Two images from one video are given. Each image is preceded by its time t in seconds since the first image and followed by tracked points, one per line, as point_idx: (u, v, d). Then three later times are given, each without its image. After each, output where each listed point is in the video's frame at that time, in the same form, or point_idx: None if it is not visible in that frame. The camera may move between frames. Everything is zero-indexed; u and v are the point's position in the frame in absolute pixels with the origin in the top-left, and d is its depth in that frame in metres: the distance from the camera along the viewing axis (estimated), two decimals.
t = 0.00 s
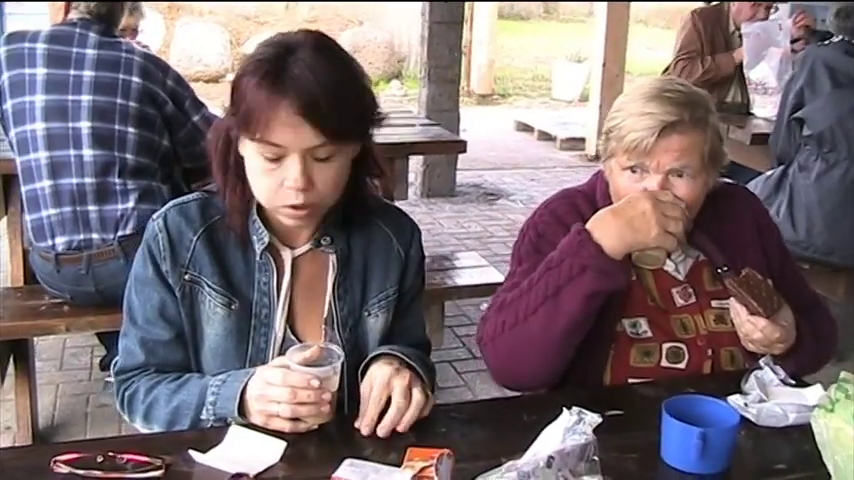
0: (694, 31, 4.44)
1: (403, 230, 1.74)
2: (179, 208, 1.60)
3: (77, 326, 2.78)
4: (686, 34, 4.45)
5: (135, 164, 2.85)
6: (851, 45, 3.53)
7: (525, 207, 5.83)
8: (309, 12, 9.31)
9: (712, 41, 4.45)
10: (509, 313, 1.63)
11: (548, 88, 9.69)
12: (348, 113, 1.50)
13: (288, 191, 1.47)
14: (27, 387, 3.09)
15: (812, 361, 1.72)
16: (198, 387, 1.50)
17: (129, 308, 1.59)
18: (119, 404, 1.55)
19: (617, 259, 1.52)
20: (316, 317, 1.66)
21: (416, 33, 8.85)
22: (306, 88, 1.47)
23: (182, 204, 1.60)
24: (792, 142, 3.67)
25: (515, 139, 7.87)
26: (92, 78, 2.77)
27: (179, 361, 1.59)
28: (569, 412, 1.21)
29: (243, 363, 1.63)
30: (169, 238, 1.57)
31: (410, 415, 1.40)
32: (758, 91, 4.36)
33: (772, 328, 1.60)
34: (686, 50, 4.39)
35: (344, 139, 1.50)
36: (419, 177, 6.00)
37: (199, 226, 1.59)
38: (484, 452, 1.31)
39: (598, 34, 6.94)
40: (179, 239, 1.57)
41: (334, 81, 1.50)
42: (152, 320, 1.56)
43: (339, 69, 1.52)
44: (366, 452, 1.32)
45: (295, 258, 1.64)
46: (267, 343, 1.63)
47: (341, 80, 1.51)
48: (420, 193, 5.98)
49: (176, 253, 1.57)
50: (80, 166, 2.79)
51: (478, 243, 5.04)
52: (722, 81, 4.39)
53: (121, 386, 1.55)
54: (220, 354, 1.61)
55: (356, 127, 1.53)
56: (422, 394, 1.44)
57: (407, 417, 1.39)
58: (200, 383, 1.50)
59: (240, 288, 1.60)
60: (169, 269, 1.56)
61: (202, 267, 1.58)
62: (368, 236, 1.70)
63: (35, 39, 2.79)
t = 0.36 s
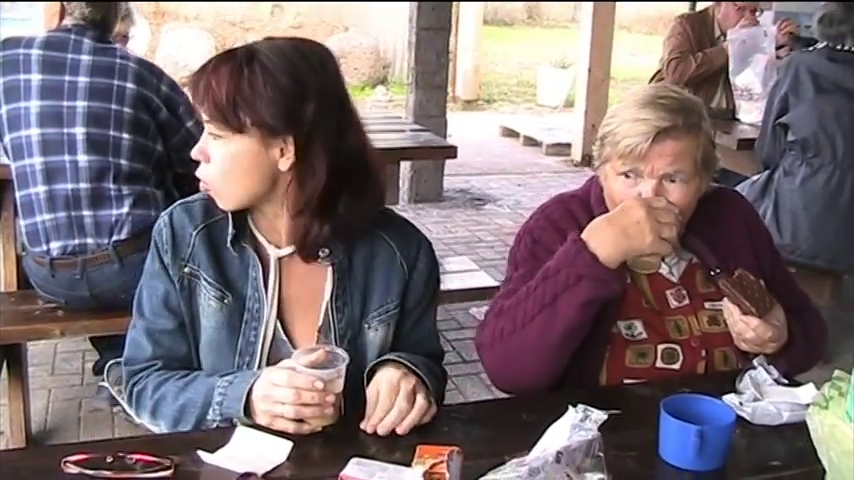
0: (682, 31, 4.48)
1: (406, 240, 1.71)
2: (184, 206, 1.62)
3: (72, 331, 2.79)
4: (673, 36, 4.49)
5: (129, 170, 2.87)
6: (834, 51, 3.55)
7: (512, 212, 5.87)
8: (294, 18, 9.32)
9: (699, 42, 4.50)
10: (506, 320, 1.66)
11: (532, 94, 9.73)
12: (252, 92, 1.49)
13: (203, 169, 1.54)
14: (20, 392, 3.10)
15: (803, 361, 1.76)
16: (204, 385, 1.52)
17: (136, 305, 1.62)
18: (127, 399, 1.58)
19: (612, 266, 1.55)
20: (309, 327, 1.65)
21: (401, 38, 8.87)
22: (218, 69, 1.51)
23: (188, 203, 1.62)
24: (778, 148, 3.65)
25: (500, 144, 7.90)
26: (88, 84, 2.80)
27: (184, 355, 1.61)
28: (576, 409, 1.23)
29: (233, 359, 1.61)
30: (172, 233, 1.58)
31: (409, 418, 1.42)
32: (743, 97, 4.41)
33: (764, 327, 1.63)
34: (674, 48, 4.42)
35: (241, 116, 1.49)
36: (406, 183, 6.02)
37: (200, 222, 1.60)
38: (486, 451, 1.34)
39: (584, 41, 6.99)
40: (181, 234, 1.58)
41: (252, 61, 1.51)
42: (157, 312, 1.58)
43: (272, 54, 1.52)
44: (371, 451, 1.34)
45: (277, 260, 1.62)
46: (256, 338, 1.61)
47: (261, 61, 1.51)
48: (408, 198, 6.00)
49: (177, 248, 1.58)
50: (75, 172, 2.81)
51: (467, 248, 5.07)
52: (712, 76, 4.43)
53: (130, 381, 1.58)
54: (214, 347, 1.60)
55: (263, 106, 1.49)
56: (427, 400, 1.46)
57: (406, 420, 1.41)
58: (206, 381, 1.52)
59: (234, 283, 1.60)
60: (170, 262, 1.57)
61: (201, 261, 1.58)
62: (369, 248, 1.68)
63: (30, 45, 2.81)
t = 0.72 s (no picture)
0: (685, 40, 4.53)
1: (422, 251, 1.74)
2: (205, 213, 1.65)
3: (83, 337, 2.83)
4: (676, 48, 4.54)
5: (141, 178, 2.90)
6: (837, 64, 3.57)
7: (515, 223, 5.90)
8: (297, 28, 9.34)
9: (702, 51, 4.55)
10: (518, 366, 1.70)
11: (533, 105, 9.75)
12: (284, 95, 1.54)
13: (226, 168, 1.56)
14: (31, 398, 3.13)
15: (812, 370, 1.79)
16: (226, 388, 1.55)
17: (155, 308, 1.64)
18: (148, 402, 1.61)
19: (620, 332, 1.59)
20: (326, 330, 1.67)
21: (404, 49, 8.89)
22: (249, 70, 1.54)
23: (208, 210, 1.65)
24: (781, 160, 3.70)
25: (502, 155, 7.93)
26: (100, 94, 2.83)
27: (203, 358, 1.64)
28: (597, 412, 1.35)
29: (253, 361, 1.64)
30: (193, 239, 1.61)
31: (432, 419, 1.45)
32: (747, 108, 4.43)
33: (773, 337, 1.66)
34: (678, 58, 4.47)
35: (271, 115, 1.53)
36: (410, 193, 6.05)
37: (221, 228, 1.63)
38: (506, 454, 1.37)
39: (585, 53, 7.02)
40: (202, 240, 1.62)
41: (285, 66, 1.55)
42: (178, 315, 1.60)
43: (304, 60, 1.56)
44: (392, 454, 1.37)
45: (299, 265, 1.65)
46: (275, 341, 1.64)
47: (293, 66, 1.55)
48: (411, 208, 6.03)
49: (198, 253, 1.61)
50: (88, 180, 2.84)
51: (470, 258, 5.10)
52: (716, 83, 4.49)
53: (151, 384, 1.61)
54: (234, 350, 1.63)
55: (294, 108, 1.54)
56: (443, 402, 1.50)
57: (429, 421, 1.45)
58: (228, 385, 1.55)
59: (253, 287, 1.63)
60: (192, 266, 1.60)
61: (222, 267, 1.61)
62: (386, 255, 1.71)
63: (43, 54, 2.84)
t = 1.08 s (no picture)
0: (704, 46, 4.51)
1: (451, 255, 1.76)
2: (236, 219, 1.67)
3: (109, 341, 2.85)
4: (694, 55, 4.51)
5: (168, 184, 2.93)
6: None
7: (532, 230, 5.92)
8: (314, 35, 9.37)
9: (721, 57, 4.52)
10: (541, 389, 1.75)
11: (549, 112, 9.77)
12: (329, 101, 1.57)
13: (265, 172, 1.58)
14: (56, 400, 3.16)
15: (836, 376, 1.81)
16: (260, 392, 1.57)
17: (187, 314, 1.67)
18: (182, 406, 1.64)
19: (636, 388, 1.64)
20: (359, 330, 1.70)
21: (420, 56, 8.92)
22: (293, 76, 1.57)
23: (239, 216, 1.67)
24: (801, 168, 3.80)
25: (519, 162, 7.95)
26: (127, 99, 2.86)
27: (236, 363, 1.66)
28: (634, 412, 1.44)
29: (286, 366, 1.66)
30: (225, 246, 1.64)
31: (479, 397, 1.52)
32: (766, 116, 4.45)
33: (800, 342, 1.66)
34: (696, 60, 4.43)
35: (316, 122, 1.56)
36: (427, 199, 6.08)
37: (253, 235, 1.65)
38: (538, 456, 1.39)
39: (602, 60, 7.03)
40: (234, 247, 1.64)
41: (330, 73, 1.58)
42: (210, 321, 1.63)
43: (345, 67, 1.59)
44: (425, 455, 1.40)
45: (333, 269, 1.68)
46: (310, 346, 1.66)
47: (336, 73, 1.58)
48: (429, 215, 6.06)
49: (231, 259, 1.64)
50: (115, 185, 2.87)
51: (489, 264, 5.12)
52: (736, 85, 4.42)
53: (184, 388, 1.64)
54: (266, 354, 1.66)
55: (339, 115, 1.57)
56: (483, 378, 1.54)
57: (478, 401, 1.52)
58: (261, 388, 1.57)
59: (286, 293, 1.65)
60: (224, 273, 1.63)
61: (254, 273, 1.64)
62: (417, 259, 1.73)
63: (72, 60, 2.88)
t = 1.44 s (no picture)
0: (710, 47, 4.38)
1: (461, 258, 1.78)
2: (247, 224, 1.67)
3: (118, 343, 2.86)
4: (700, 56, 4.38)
5: (177, 187, 2.94)
6: None
7: (537, 233, 5.93)
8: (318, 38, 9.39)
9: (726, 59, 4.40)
10: (549, 390, 1.76)
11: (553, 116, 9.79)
12: (344, 106, 1.58)
13: (276, 176, 1.59)
14: (64, 403, 3.17)
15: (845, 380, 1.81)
16: (274, 395, 1.58)
17: (199, 319, 1.67)
18: (195, 410, 1.64)
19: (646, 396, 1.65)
20: (370, 332, 1.71)
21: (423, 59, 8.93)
22: (309, 80, 1.59)
23: (250, 220, 1.68)
24: (807, 171, 3.83)
25: (523, 165, 7.97)
26: (138, 103, 2.87)
27: (248, 366, 1.67)
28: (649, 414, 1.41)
29: (299, 369, 1.67)
30: (237, 250, 1.64)
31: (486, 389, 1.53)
32: (770, 120, 4.51)
33: (809, 344, 1.67)
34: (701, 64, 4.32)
35: (331, 125, 1.57)
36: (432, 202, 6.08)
37: (263, 239, 1.66)
38: (552, 456, 1.40)
39: (605, 64, 7.05)
40: (246, 251, 1.64)
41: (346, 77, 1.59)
42: (222, 326, 1.63)
43: (359, 71, 1.61)
44: (439, 457, 1.41)
45: (344, 273, 1.69)
46: (322, 349, 1.67)
47: (351, 77, 1.59)
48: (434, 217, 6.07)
49: (242, 264, 1.64)
50: (125, 188, 2.89)
51: (494, 267, 5.13)
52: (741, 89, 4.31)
53: (197, 392, 1.64)
54: (279, 357, 1.67)
55: (354, 119, 1.58)
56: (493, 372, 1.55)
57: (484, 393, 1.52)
58: (275, 391, 1.58)
59: (299, 297, 1.66)
60: (236, 278, 1.63)
61: (266, 277, 1.64)
62: (427, 262, 1.75)
63: (82, 64, 2.89)
